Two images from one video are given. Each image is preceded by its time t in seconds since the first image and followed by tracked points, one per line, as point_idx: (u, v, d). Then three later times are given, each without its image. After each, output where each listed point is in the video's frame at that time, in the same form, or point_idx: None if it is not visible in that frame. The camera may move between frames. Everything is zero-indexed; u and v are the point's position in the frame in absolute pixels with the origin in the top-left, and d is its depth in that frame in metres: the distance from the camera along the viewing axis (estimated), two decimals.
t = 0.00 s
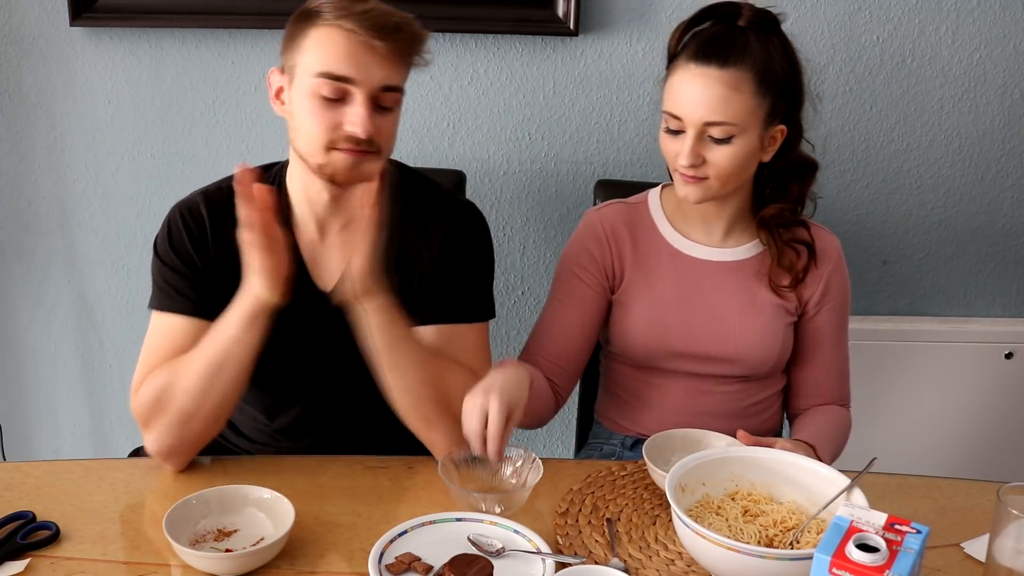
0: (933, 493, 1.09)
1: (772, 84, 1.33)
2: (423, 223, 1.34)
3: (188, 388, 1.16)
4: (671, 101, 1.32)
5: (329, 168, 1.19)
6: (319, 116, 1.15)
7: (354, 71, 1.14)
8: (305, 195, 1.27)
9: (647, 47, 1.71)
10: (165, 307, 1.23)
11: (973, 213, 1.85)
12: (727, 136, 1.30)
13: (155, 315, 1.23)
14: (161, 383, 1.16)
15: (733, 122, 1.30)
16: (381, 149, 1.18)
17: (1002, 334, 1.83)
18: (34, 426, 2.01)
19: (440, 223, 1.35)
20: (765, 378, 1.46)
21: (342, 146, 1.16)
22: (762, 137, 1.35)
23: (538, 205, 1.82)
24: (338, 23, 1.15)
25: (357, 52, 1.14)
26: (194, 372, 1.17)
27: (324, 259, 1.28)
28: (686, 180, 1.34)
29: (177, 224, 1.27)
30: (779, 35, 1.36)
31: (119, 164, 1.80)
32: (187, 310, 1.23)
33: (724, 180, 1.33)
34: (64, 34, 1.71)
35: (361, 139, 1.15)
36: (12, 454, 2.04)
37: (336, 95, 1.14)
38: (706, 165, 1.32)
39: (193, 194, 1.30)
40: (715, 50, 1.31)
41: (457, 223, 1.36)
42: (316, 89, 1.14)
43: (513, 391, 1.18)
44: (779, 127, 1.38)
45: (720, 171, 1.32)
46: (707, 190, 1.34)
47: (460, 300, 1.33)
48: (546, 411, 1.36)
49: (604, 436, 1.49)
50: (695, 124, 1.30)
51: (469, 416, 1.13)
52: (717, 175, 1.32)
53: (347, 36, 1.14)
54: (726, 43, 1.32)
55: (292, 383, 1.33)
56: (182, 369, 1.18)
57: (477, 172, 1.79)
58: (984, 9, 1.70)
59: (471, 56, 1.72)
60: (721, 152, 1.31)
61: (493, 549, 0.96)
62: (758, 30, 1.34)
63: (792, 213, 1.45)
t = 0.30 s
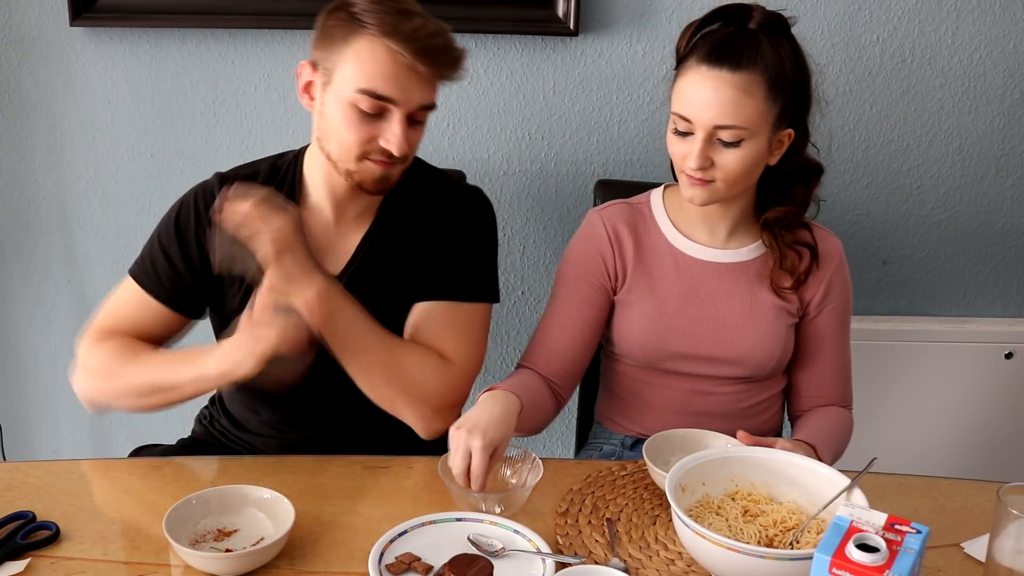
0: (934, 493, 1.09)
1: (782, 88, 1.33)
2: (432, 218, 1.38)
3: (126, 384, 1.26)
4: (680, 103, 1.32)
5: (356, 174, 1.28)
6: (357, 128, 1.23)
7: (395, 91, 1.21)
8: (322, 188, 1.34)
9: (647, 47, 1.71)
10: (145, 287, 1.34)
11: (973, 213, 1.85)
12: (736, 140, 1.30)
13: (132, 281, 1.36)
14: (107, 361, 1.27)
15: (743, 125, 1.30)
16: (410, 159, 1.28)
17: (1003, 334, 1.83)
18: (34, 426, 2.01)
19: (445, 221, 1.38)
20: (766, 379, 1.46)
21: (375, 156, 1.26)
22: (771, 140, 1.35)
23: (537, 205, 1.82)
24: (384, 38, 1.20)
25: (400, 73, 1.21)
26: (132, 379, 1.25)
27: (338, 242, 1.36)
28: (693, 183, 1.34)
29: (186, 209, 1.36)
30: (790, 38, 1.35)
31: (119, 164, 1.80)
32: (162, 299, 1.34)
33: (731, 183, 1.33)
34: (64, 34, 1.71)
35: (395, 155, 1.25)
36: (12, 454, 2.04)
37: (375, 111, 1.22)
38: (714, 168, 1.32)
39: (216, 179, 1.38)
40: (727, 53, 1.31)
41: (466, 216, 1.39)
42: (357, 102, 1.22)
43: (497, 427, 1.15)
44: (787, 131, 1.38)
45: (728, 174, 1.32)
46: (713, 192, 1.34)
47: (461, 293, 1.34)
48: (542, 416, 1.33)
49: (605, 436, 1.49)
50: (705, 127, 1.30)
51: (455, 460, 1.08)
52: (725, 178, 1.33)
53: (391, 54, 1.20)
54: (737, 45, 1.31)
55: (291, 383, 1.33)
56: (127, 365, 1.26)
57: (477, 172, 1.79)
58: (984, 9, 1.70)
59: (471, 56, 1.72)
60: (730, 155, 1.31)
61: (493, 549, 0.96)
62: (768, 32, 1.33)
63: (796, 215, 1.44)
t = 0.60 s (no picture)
0: (934, 493, 1.09)
1: (784, 90, 1.33)
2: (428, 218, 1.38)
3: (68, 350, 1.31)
4: (682, 104, 1.32)
5: (348, 185, 1.30)
6: (354, 139, 1.25)
7: (392, 105, 1.22)
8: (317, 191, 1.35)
9: (647, 47, 1.71)
10: (135, 277, 1.39)
11: (973, 213, 1.85)
12: (737, 141, 1.30)
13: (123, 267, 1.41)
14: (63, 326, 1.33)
15: (745, 127, 1.30)
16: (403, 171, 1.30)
17: (1003, 334, 1.83)
18: (34, 426, 2.01)
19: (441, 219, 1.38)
20: (766, 379, 1.46)
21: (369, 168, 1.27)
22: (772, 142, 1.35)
23: (537, 205, 1.82)
24: (383, 50, 1.20)
25: (397, 87, 1.21)
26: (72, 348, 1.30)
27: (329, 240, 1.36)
28: (694, 184, 1.34)
29: (179, 204, 1.38)
30: (792, 39, 1.35)
31: (119, 164, 1.80)
32: (150, 291, 1.40)
33: (732, 184, 1.33)
34: (64, 34, 1.71)
35: (389, 167, 1.27)
36: (12, 454, 2.04)
37: (372, 122, 1.24)
38: (715, 169, 1.32)
39: (208, 176, 1.40)
40: (729, 54, 1.31)
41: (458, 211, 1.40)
42: (354, 113, 1.23)
43: (498, 434, 1.15)
44: (789, 132, 1.37)
45: (729, 176, 1.32)
46: (714, 194, 1.34)
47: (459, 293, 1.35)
48: (538, 415, 1.33)
49: (604, 436, 1.49)
50: (707, 129, 1.30)
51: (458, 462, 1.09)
52: (726, 180, 1.33)
53: (389, 67, 1.20)
54: (740, 47, 1.31)
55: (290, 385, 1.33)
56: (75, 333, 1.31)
57: (477, 172, 1.80)
58: (984, 9, 1.70)
59: (471, 56, 1.72)
60: (731, 157, 1.31)
61: (493, 549, 0.96)
62: (770, 34, 1.33)
63: (796, 216, 1.44)
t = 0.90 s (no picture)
0: (934, 493, 1.09)
1: (785, 90, 1.33)
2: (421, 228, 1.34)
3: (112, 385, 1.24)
4: (684, 104, 1.32)
5: (336, 209, 1.26)
6: (337, 165, 1.20)
7: (376, 132, 1.16)
8: (302, 207, 1.31)
9: (647, 47, 1.71)
10: (136, 295, 1.32)
11: (973, 213, 1.85)
12: (738, 142, 1.31)
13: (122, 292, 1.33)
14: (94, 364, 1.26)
15: (746, 128, 1.30)
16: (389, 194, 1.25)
17: (1003, 334, 1.83)
18: (34, 426, 2.01)
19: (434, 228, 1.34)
20: (766, 378, 1.46)
21: (356, 193, 1.23)
22: (773, 142, 1.35)
23: (538, 205, 1.82)
24: (364, 75, 1.15)
25: (381, 113, 1.15)
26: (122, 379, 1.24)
27: (316, 259, 1.32)
28: (695, 183, 1.34)
29: (170, 217, 1.33)
30: (791, 38, 1.35)
31: (119, 164, 1.80)
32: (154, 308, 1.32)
33: (734, 184, 1.33)
34: (64, 34, 1.71)
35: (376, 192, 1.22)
36: (11, 454, 2.04)
37: (355, 148, 1.18)
38: (716, 170, 1.32)
39: (197, 186, 1.35)
40: (731, 55, 1.30)
41: (450, 224, 1.36)
42: (336, 139, 1.17)
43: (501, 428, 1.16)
44: (789, 131, 1.38)
45: (730, 176, 1.33)
46: (716, 194, 1.35)
47: (449, 313, 1.29)
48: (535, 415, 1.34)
49: (604, 436, 1.49)
50: (709, 129, 1.30)
51: (457, 463, 1.09)
52: (728, 180, 1.33)
53: (371, 92, 1.14)
54: (741, 47, 1.31)
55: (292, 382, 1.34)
56: (117, 365, 1.25)
57: (477, 172, 1.80)
58: (984, 9, 1.70)
59: (471, 56, 1.72)
60: (732, 158, 1.31)
61: (493, 549, 0.96)
62: (771, 33, 1.33)
63: (796, 216, 1.44)
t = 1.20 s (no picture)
0: (934, 493, 1.09)
1: (785, 84, 1.33)
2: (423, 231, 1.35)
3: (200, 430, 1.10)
4: (687, 106, 1.31)
5: (349, 230, 1.25)
6: (349, 190, 1.18)
7: (388, 157, 1.15)
8: (306, 221, 1.29)
9: (647, 47, 1.71)
10: (168, 309, 1.22)
11: (973, 213, 1.85)
12: (744, 140, 1.31)
13: (152, 314, 1.22)
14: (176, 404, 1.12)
15: (750, 126, 1.30)
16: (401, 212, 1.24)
17: (1003, 334, 1.83)
18: (34, 426, 2.01)
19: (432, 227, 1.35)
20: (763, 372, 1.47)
21: (368, 214, 1.22)
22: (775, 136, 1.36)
23: (538, 205, 1.82)
24: (374, 101, 1.12)
25: (392, 138, 1.13)
26: (215, 419, 1.10)
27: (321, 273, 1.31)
28: (704, 184, 1.35)
29: (180, 226, 1.28)
30: (784, 32, 1.35)
31: (119, 164, 1.80)
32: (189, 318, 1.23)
33: (741, 180, 1.34)
34: (64, 34, 1.71)
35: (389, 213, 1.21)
36: (11, 454, 2.04)
37: (368, 172, 1.17)
38: (724, 169, 1.32)
39: (202, 194, 1.31)
40: (729, 55, 1.30)
41: (451, 226, 1.36)
42: (349, 165, 1.16)
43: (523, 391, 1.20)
44: (788, 123, 1.38)
45: (736, 174, 1.33)
46: (724, 190, 1.35)
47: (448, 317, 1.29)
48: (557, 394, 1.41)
49: (605, 437, 1.49)
50: (714, 130, 1.30)
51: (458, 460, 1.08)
52: (734, 177, 1.33)
53: (382, 118, 1.12)
54: (738, 45, 1.31)
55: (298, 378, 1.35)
56: (204, 399, 1.12)
57: (477, 172, 1.80)
58: (984, 9, 1.70)
59: (471, 56, 1.72)
60: (738, 156, 1.31)
61: (493, 549, 0.96)
62: (765, 29, 1.33)
63: (792, 206, 1.45)
